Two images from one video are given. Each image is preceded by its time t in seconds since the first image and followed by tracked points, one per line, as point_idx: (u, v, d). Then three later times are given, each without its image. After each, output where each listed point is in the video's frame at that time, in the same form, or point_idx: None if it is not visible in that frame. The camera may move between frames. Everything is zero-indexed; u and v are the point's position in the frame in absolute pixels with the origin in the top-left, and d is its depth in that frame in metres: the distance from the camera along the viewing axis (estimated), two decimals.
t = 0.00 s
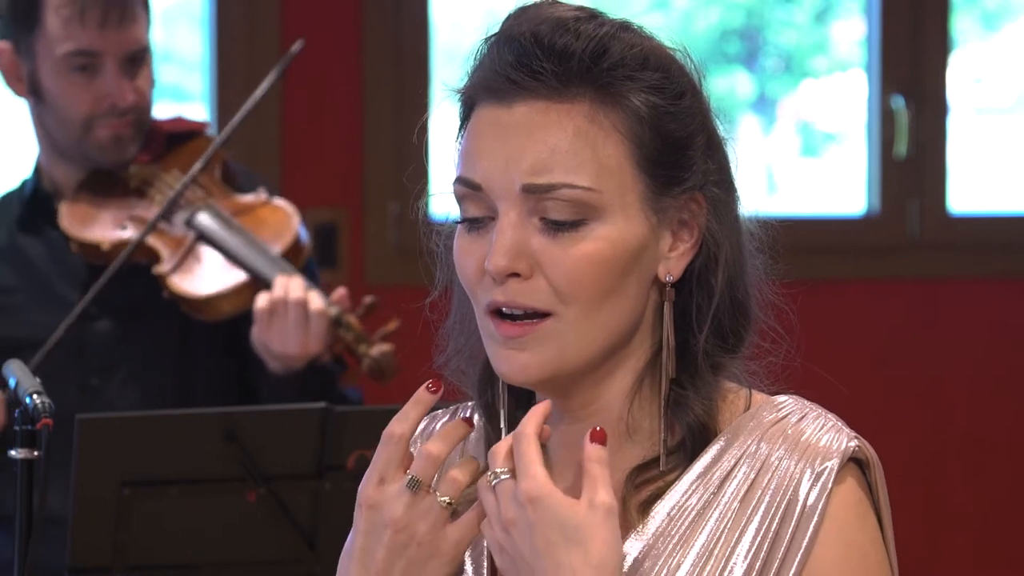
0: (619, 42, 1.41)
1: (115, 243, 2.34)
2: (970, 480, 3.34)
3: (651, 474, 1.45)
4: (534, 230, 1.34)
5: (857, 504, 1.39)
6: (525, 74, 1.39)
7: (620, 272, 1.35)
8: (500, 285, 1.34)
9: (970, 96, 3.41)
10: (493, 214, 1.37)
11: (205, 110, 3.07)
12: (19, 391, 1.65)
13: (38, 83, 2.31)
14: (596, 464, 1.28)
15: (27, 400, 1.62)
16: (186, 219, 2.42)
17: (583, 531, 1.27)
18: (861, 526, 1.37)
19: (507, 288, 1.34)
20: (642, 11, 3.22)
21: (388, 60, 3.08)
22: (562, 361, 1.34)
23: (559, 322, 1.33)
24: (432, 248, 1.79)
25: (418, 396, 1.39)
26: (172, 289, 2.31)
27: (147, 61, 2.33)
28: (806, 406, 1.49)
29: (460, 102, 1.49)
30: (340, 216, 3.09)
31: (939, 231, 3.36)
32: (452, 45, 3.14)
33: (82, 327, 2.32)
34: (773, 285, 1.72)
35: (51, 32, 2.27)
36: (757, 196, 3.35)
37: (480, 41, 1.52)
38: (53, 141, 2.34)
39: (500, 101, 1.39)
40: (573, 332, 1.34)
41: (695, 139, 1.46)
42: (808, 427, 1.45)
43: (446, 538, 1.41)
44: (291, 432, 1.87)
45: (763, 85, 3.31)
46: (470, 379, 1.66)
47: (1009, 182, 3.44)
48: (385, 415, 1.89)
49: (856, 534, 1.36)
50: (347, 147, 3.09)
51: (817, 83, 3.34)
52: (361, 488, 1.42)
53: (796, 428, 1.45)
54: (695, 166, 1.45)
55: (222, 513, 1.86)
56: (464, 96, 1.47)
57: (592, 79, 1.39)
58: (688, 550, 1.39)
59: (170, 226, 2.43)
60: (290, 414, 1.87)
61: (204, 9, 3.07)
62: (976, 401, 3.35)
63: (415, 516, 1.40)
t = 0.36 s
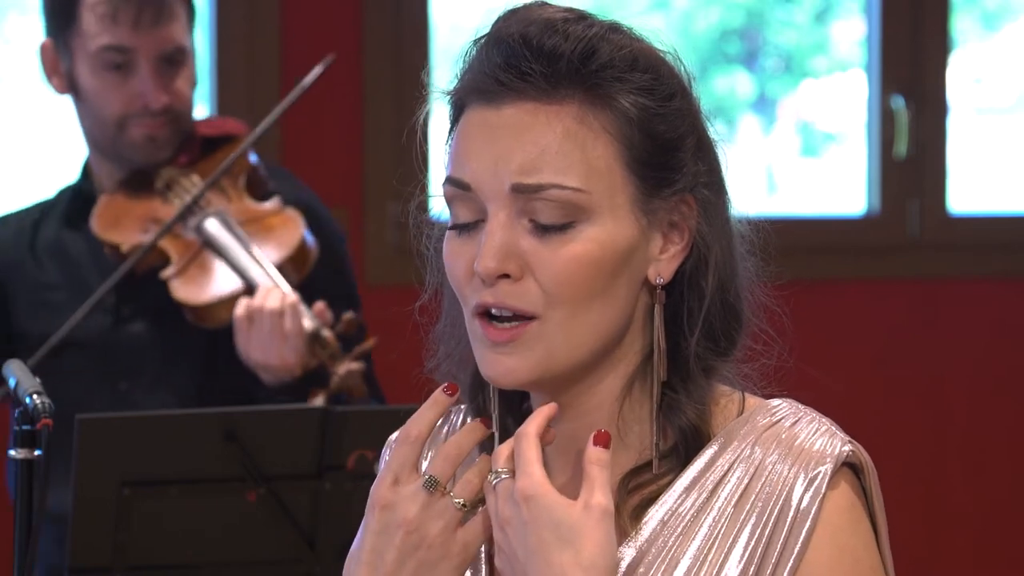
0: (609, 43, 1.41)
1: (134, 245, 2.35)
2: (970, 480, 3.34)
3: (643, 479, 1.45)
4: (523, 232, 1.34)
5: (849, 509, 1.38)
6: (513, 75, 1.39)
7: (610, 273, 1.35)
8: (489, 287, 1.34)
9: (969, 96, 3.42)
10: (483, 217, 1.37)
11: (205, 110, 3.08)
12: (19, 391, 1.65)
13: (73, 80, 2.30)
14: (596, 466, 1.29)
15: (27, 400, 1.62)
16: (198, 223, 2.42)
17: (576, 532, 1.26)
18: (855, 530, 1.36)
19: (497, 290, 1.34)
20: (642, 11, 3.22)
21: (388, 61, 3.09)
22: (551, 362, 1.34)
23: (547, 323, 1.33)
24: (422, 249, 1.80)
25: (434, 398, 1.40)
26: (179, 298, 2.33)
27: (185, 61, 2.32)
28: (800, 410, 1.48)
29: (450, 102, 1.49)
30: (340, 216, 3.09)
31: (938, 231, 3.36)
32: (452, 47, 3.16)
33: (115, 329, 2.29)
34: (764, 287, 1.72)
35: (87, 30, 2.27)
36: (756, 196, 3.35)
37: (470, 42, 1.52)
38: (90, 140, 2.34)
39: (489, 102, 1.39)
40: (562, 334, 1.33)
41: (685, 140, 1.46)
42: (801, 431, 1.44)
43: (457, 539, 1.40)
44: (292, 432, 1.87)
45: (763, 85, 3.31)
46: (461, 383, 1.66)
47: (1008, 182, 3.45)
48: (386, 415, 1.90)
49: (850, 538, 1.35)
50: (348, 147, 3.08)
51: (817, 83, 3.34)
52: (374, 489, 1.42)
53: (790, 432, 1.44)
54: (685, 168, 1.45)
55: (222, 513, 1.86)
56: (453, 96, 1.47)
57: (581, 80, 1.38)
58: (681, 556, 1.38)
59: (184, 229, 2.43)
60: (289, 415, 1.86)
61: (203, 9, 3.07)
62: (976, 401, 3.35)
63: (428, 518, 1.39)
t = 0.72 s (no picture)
0: (598, 40, 1.41)
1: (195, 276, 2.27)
2: (969, 479, 3.34)
3: (637, 483, 1.44)
4: (512, 229, 1.34)
5: (845, 515, 1.37)
6: (502, 72, 1.39)
7: (600, 269, 1.34)
8: (478, 284, 1.34)
9: (969, 96, 3.42)
10: (472, 213, 1.36)
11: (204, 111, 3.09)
12: (19, 391, 1.65)
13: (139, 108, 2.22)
14: (583, 475, 1.28)
15: (27, 400, 1.62)
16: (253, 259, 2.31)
17: (564, 542, 1.25)
18: (852, 536, 1.36)
19: (485, 286, 1.33)
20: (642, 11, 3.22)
21: (389, 60, 3.08)
22: (540, 358, 1.33)
23: (535, 318, 1.32)
24: (416, 251, 1.80)
25: (428, 408, 1.40)
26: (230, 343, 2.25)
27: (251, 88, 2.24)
28: (796, 413, 1.47)
29: (441, 101, 1.49)
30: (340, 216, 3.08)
31: (939, 231, 3.36)
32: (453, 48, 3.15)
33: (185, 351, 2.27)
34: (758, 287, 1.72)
35: (151, 61, 2.19)
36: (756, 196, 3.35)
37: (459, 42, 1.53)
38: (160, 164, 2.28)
39: (478, 100, 1.40)
40: (552, 331, 1.33)
41: (676, 138, 1.45)
42: (797, 434, 1.43)
43: (451, 549, 1.40)
44: (291, 432, 1.87)
45: (763, 85, 3.31)
46: (456, 386, 1.64)
47: (1008, 182, 3.45)
48: (386, 414, 1.88)
49: (848, 544, 1.35)
50: (347, 147, 3.08)
51: (817, 83, 3.34)
52: (366, 499, 1.41)
53: (785, 436, 1.43)
54: (676, 166, 1.45)
55: (222, 513, 1.86)
56: (445, 95, 1.47)
57: (569, 77, 1.38)
58: (676, 562, 1.36)
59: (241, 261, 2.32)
60: (289, 415, 1.86)
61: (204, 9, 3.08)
62: (976, 401, 3.35)
63: (421, 527, 1.39)
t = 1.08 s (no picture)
0: (585, 33, 1.40)
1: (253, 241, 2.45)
2: (969, 480, 3.33)
3: (636, 486, 1.43)
4: (500, 223, 1.34)
5: (844, 519, 1.37)
6: (488, 67, 1.39)
7: (589, 262, 1.34)
8: (466, 279, 1.34)
9: (969, 96, 3.41)
10: (461, 209, 1.37)
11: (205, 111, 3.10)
12: (19, 391, 1.65)
13: (226, 68, 2.49)
14: (559, 497, 1.26)
15: (28, 400, 1.62)
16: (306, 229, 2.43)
17: (546, 568, 1.24)
18: (851, 540, 1.35)
19: (473, 283, 1.33)
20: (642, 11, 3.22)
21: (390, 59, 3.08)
22: (532, 354, 1.33)
23: (523, 314, 1.32)
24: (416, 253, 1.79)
25: (410, 433, 1.41)
26: (276, 307, 2.38)
27: (334, 52, 2.47)
28: (794, 416, 1.47)
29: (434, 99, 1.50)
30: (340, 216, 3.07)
31: (939, 231, 3.37)
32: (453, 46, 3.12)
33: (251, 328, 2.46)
34: (754, 285, 1.71)
35: (240, 16, 2.45)
36: (756, 197, 3.35)
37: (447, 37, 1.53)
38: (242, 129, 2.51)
39: (466, 96, 1.40)
40: (540, 326, 1.32)
41: (666, 132, 1.45)
42: (795, 437, 1.43)
43: None
44: (291, 432, 1.87)
45: (763, 85, 3.31)
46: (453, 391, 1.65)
47: (1009, 182, 3.45)
48: (386, 415, 1.87)
49: (847, 548, 1.34)
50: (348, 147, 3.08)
51: (817, 83, 3.34)
52: (349, 529, 1.40)
53: (783, 439, 1.42)
54: (666, 161, 1.44)
55: (222, 513, 1.86)
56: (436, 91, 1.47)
57: (556, 72, 1.38)
58: (674, 566, 1.36)
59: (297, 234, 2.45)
60: (289, 415, 1.86)
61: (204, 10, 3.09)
62: (976, 401, 3.35)
63: (407, 555, 1.38)
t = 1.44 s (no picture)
0: (571, 25, 1.40)
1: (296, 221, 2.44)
2: (969, 479, 3.33)
3: (630, 484, 1.43)
4: (489, 216, 1.34)
5: (839, 517, 1.36)
6: (475, 61, 1.40)
7: (580, 254, 1.34)
8: (456, 272, 1.34)
9: (969, 96, 3.41)
10: (450, 205, 1.37)
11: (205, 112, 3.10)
12: (19, 391, 1.64)
13: (269, 53, 2.45)
14: (534, 525, 1.26)
15: (27, 400, 1.61)
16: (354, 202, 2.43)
17: None
18: (847, 539, 1.35)
19: (463, 276, 1.33)
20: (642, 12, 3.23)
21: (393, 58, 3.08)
22: (525, 347, 1.33)
23: (513, 305, 1.32)
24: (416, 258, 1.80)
25: (385, 467, 1.37)
26: (327, 271, 2.39)
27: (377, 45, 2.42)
28: (787, 415, 1.46)
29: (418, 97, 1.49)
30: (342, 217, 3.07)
31: (939, 231, 3.37)
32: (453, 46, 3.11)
33: (286, 323, 2.41)
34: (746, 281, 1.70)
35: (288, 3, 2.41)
36: (756, 197, 3.35)
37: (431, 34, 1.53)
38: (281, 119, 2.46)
39: (454, 91, 1.39)
40: (530, 318, 1.32)
41: (654, 126, 1.44)
42: (789, 436, 1.42)
43: None
44: (291, 432, 1.86)
45: (763, 85, 3.30)
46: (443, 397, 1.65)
47: (1009, 182, 3.45)
48: (382, 416, 1.89)
49: (843, 547, 1.34)
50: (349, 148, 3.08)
51: (817, 83, 3.34)
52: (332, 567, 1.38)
53: (777, 438, 1.42)
54: (654, 153, 1.43)
55: (222, 514, 1.86)
56: (421, 87, 1.47)
57: (542, 64, 1.38)
58: (669, 566, 1.36)
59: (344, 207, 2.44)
60: (289, 415, 1.86)
61: (204, 10, 3.09)
62: (976, 401, 3.35)
63: None
